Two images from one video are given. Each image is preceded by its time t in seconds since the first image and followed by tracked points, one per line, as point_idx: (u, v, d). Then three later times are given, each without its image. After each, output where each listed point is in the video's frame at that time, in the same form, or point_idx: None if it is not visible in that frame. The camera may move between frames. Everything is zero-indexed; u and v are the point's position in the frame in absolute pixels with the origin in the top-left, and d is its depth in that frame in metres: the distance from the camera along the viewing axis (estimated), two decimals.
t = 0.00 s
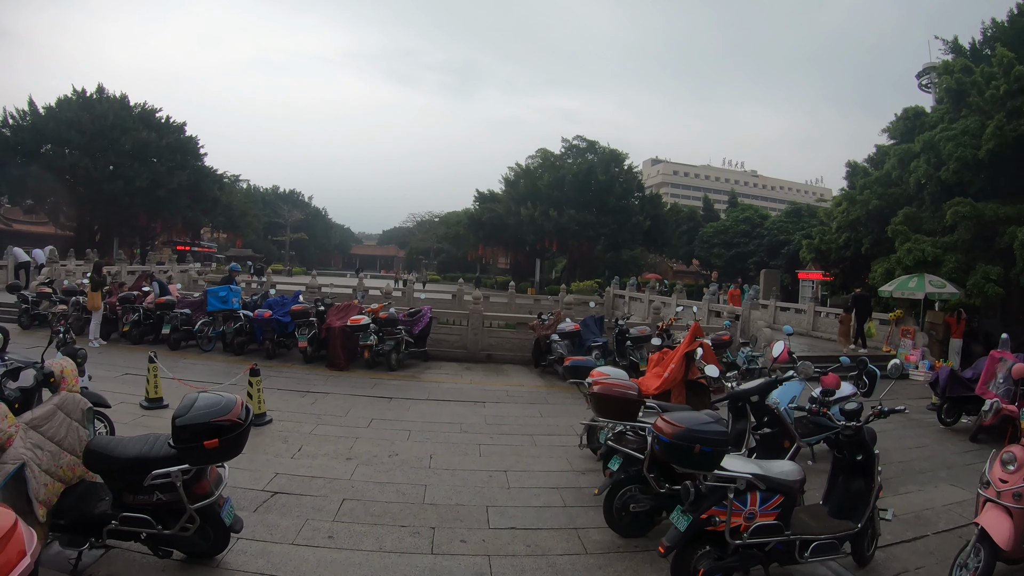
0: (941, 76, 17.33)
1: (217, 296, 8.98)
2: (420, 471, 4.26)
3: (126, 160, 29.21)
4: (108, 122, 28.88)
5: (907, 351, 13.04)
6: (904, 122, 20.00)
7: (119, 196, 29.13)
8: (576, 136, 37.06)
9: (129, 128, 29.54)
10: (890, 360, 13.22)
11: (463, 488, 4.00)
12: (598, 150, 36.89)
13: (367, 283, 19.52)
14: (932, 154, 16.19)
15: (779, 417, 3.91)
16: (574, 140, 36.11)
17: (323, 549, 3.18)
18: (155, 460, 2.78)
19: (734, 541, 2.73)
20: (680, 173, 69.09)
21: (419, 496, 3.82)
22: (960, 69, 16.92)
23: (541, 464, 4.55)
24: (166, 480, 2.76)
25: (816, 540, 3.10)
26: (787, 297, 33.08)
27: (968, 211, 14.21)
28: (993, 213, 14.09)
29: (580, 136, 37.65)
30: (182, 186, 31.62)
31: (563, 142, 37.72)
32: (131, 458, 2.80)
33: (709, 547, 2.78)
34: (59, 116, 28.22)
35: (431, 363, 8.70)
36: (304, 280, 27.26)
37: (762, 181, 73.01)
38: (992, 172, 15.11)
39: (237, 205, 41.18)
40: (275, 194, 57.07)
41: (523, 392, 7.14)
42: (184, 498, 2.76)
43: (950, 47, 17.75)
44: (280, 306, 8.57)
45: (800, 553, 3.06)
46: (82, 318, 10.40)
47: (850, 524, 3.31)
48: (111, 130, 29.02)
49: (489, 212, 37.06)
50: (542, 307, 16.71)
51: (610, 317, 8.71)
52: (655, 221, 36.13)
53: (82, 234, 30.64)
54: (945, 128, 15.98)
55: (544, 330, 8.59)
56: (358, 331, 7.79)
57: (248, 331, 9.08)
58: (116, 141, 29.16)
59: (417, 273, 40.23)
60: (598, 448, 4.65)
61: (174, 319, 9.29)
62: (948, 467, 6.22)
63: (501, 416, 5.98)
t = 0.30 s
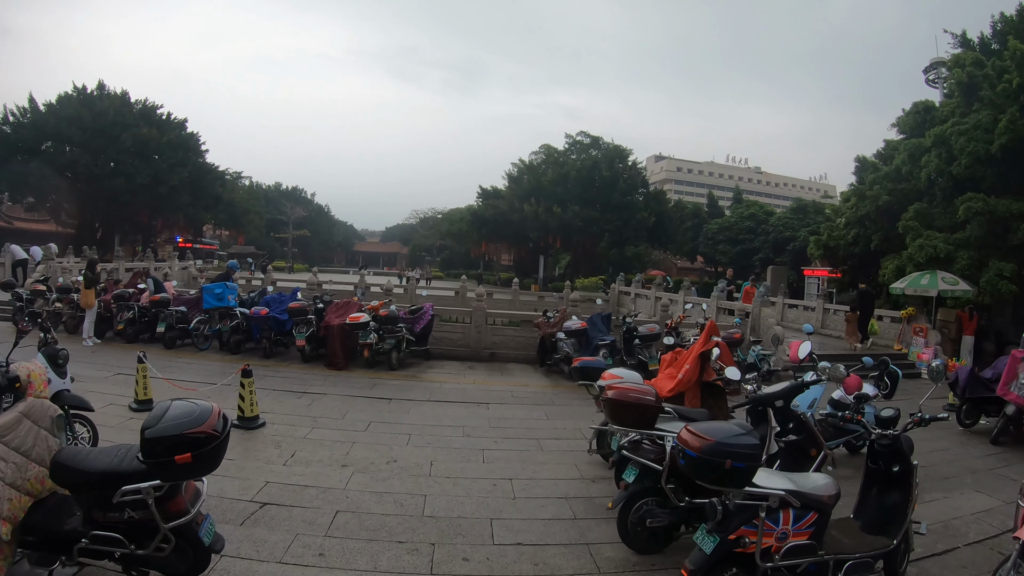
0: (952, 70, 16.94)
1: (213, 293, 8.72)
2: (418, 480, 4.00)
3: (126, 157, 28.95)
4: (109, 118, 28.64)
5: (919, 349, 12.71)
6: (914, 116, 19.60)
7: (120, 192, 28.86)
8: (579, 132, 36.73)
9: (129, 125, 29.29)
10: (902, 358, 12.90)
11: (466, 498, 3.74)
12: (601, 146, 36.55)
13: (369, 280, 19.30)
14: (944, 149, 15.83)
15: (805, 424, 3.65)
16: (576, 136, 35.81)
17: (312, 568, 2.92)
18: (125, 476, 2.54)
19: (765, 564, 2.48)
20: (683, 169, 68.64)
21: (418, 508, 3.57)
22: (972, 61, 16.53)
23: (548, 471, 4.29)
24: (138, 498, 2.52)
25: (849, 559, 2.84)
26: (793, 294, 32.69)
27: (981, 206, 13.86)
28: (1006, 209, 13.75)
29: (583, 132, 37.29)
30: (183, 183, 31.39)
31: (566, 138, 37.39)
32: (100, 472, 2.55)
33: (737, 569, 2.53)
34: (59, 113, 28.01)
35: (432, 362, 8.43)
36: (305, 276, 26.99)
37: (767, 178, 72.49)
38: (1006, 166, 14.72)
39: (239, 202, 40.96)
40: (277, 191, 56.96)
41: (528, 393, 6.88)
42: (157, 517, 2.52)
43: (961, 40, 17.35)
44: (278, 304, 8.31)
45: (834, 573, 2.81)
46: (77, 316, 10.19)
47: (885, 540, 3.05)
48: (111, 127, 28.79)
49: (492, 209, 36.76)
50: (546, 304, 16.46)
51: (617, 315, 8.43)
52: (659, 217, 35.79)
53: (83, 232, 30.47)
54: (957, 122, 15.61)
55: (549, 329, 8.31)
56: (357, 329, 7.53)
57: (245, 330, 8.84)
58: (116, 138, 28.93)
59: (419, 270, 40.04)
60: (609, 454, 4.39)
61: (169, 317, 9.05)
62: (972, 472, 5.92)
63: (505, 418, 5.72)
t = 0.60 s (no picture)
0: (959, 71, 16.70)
1: (203, 294, 8.42)
2: (413, 498, 3.73)
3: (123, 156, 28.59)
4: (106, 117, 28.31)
5: (927, 355, 12.45)
6: (919, 118, 19.37)
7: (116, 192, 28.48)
8: (579, 133, 36.50)
9: (126, 124, 28.96)
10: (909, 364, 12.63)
11: (463, 519, 3.46)
12: (601, 148, 36.27)
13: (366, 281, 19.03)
14: (951, 151, 15.60)
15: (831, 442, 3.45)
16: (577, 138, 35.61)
17: None
18: (82, 502, 2.28)
19: None
20: (683, 171, 68.46)
21: (412, 531, 3.29)
22: (979, 63, 16.30)
23: (551, 487, 4.02)
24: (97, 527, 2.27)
25: None
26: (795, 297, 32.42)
27: (990, 210, 13.61)
28: (1015, 212, 13.50)
29: (583, 134, 37.04)
30: (181, 182, 31.03)
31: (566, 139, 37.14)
32: (53, 496, 2.27)
33: None
34: (57, 112, 27.73)
35: (429, 366, 8.16)
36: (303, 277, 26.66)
37: (767, 181, 72.30)
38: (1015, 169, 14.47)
39: (237, 202, 40.64)
40: (276, 191, 56.67)
41: (530, 400, 6.61)
42: (118, 548, 2.27)
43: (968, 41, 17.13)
44: (270, 305, 8.03)
45: None
46: (65, 317, 9.91)
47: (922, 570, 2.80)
48: (109, 126, 28.47)
49: (491, 210, 36.47)
50: (546, 306, 16.20)
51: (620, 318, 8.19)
52: (660, 219, 35.54)
53: (79, 231, 30.11)
54: (965, 123, 15.37)
55: (551, 333, 8.04)
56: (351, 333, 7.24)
57: (237, 332, 8.47)
58: (114, 136, 28.61)
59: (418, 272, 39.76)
60: (616, 469, 4.13)
61: (158, 319, 8.74)
62: (995, 486, 5.65)
63: (505, 427, 5.45)
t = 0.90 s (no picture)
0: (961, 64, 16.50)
1: (189, 291, 8.05)
2: (401, 509, 3.50)
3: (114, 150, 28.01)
4: (97, 110, 27.76)
5: (929, 352, 12.29)
6: (920, 112, 19.19)
7: (107, 186, 27.90)
8: (575, 126, 36.15)
9: (117, 117, 28.37)
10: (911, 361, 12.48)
11: (457, 533, 3.22)
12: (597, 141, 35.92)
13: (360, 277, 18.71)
14: (953, 145, 15.41)
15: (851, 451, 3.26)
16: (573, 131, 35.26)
17: None
18: (32, 526, 2.04)
19: None
20: (678, 166, 68.31)
21: (401, 547, 3.05)
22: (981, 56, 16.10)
23: (549, 496, 3.79)
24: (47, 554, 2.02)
25: None
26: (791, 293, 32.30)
27: (993, 204, 13.44)
28: (1018, 206, 13.34)
29: (579, 127, 36.69)
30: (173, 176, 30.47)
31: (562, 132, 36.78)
32: None
33: None
34: (47, 105, 27.19)
35: (422, 364, 7.91)
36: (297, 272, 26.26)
37: (762, 176, 72.18)
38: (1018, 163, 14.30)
39: (230, 197, 40.10)
40: (269, 185, 56.10)
41: (526, 400, 6.39)
42: None
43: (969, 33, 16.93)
44: (258, 302, 7.73)
45: None
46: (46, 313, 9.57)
47: None
48: (100, 119, 27.88)
49: (487, 204, 36.13)
50: (542, 302, 15.96)
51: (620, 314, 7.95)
52: (656, 214, 35.31)
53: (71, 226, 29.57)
54: (967, 117, 15.18)
55: (547, 329, 7.78)
56: (342, 329, 6.99)
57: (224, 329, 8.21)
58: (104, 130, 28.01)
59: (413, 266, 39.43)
60: (618, 475, 3.91)
61: (144, 316, 8.40)
62: (1007, 488, 5.47)
63: (500, 429, 5.21)
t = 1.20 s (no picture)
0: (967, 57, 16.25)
1: (178, 293, 7.76)
2: (395, 527, 3.25)
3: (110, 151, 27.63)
4: (94, 111, 27.45)
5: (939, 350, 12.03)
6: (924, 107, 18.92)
7: (103, 188, 27.55)
8: (574, 124, 35.89)
9: (114, 118, 28.05)
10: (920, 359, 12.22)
11: (455, 555, 2.97)
12: (596, 139, 35.66)
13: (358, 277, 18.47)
14: (959, 139, 15.14)
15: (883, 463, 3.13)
16: (572, 129, 35.01)
17: None
18: None
19: None
20: (677, 164, 68.02)
21: (394, 571, 2.80)
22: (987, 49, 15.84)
23: (555, 511, 3.54)
24: None
25: None
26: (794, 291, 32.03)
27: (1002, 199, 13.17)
28: None
29: (578, 125, 36.41)
30: (171, 177, 30.15)
31: (562, 130, 36.51)
32: None
33: None
34: (42, 107, 26.89)
35: (420, 366, 7.66)
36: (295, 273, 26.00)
37: (761, 173, 71.95)
38: None
39: (229, 198, 39.82)
40: (268, 187, 55.94)
41: (527, 404, 6.14)
42: None
43: (974, 26, 16.68)
44: (251, 303, 7.47)
45: None
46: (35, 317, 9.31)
47: None
48: (95, 120, 27.57)
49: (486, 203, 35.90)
50: (543, 301, 15.71)
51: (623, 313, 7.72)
52: (657, 212, 35.05)
53: (68, 229, 29.25)
54: (973, 110, 14.91)
55: (548, 329, 7.52)
56: (336, 331, 6.74)
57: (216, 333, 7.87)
58: (100, 131, 27.69)
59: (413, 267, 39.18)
60: (628, 487, 3.68)
61: (134, 319, 8.03)
62: None
63: (501, 436, 4.96)
